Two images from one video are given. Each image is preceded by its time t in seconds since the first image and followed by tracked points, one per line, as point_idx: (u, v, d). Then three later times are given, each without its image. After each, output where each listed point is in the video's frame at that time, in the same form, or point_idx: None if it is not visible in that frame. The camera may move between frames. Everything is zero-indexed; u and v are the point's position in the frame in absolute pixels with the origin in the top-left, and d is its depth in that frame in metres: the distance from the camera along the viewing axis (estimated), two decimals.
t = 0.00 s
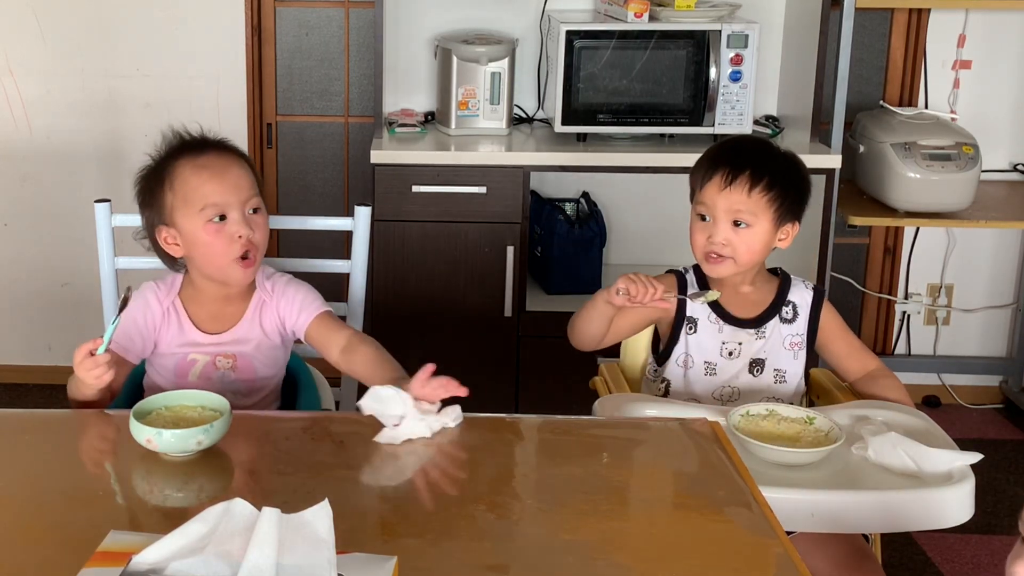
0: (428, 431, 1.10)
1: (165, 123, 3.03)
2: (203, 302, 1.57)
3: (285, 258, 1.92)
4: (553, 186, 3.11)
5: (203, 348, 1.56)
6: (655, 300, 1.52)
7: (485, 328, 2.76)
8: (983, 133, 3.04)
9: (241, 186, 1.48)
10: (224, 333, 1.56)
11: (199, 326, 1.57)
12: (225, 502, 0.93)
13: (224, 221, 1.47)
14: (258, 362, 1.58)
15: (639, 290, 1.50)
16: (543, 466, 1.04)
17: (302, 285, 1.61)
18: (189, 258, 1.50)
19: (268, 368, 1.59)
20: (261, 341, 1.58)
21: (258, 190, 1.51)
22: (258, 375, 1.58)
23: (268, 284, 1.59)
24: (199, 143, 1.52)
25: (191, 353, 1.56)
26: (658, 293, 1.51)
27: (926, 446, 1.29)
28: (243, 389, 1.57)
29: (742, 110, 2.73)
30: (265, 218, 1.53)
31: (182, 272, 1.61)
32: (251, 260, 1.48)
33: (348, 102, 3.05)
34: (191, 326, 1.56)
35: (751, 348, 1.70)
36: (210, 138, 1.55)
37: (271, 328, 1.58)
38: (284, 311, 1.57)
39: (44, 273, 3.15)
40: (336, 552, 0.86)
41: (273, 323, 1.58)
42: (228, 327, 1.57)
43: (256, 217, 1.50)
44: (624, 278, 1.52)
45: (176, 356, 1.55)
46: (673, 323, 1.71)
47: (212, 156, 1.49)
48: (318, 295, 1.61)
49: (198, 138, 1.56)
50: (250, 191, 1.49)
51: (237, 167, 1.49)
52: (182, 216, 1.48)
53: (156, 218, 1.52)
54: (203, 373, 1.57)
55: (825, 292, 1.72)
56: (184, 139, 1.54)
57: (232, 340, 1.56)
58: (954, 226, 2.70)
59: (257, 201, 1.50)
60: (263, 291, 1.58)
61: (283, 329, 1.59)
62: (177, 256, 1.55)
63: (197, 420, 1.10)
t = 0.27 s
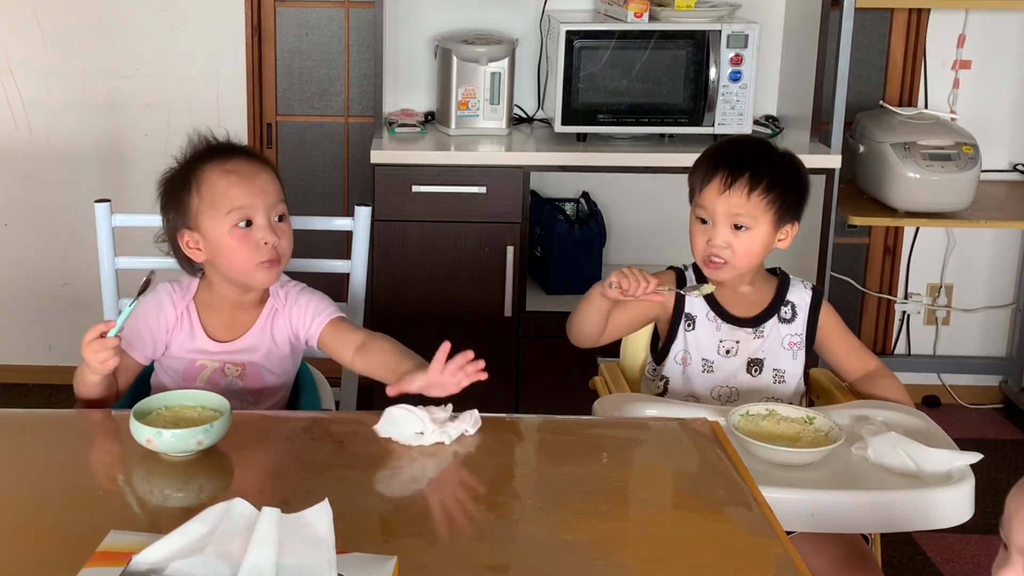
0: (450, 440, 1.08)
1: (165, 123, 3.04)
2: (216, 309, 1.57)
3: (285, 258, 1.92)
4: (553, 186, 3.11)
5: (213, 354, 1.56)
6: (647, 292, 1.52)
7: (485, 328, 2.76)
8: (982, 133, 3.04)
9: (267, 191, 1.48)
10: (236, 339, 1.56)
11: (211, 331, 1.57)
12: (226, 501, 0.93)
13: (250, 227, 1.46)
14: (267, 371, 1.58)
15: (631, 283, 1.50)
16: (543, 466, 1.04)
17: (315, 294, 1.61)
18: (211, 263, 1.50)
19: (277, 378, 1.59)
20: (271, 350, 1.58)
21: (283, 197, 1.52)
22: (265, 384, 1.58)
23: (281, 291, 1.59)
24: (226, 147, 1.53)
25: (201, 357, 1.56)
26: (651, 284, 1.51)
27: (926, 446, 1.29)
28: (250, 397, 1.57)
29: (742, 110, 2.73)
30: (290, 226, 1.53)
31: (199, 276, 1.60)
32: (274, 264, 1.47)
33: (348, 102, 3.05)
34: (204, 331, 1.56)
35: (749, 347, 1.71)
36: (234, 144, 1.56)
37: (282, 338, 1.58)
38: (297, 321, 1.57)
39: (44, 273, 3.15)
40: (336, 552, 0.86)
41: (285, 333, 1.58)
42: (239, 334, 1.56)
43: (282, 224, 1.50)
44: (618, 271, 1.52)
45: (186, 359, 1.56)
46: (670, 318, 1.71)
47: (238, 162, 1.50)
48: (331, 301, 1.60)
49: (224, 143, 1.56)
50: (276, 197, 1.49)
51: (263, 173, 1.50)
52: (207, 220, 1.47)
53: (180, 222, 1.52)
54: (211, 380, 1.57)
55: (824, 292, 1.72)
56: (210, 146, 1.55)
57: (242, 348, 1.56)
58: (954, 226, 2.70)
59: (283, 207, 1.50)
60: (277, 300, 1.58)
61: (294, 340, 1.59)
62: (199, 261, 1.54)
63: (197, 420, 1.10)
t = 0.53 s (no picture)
0: (450, 439, 1.08)
1: (165, 123, 3.04)
2: (222, 308, 1.57)
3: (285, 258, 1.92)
4: (554, 186, 3.11)
5: (218, 352, 1.56)
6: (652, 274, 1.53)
7: (485, 328, 2.76)
8: (983, 133, 3.04)
9: (277, 193, 1.48)
10: (240, 338, 1.56)
11: (216, 330, 1.57)
12: (226, 501, 0.93)
13: (260, 227, 1.46)
14: (271, 370, 1.58)
15: (635, 264, 1.52)
16: (543, 466, 1.04)
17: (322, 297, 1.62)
18: (219, 262, 1.50)
19: (280, 376, 1.59)
20: (275, 349, 1.58)
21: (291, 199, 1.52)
22: (269, 383, 1.58)
23: (289, 293, 1.59)
24: (238, 149, 1.53)
25: (205, 355, 1.56)
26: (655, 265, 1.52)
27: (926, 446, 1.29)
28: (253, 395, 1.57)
29: (742, 110, 2.73)
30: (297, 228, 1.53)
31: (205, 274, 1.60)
32: (281, 267, 1.47)
33: (348, 102, 3.05)
34: (209, 330, 1.56)
35: (746, 345, 1.71)
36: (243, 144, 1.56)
37: (287, 338, 1.59)
38: (305, 322, 1.58)
39: (44, 273, 3.15)
40: (336, 552, 0.86)
41: (291, 332, 1.59)
42: (244, 333, 1.57)
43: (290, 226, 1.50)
44: (623, 253, 1.54)
45: (190, 357, 1.56)
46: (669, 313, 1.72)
47: (250, 162, 1.50)
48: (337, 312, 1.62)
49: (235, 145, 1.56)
50: (285, 198, 1.49)
51: (274, 174, 1.50)
52: (216, 219, 1.47)
53: (189, 220, 1.51)
54: (215, 377, 1.57)
55: (823, 292, 1.73)
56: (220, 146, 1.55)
57: (247, 347, 1.57)
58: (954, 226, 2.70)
59: (291, 209, 1.50)
60: (284, 300, 1.58)
61: (299, 341, 1.59)
62: (206, 260, 1.54)
63: (197, 420, 1.10)
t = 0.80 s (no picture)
0: (450, 439, 1.08)
1: (165, 124, 3.03)
2: (218, 301, 1.57)
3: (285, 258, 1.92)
4: (554, 186, 3.11)
5: (215, 344, 1.56)
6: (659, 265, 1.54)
7: (485, 328, 2.76)
8: (983, 133, 3.04)
9: (276, 192, 1.48)
10: (238, 330, 1.57)
11: (213, 322, 1.57)
12: (226, 502, 0.93)
13: (257, 226, 1.46)
14: (268, 360, 1.58)
15: (642, 253, 1.53)
16: (543, 466, 1.04)
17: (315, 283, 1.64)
18: (215, 257, 1.50)
19: (277, 367, 1.60)
20: (272, 338, 1.59)
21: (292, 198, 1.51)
22: (266, 372, 1.58)
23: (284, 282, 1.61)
24: (239, 145, 1.53)
25: (203, 349, 1.56)
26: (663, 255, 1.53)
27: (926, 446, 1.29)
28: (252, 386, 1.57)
29: (742, 110, 2.73)
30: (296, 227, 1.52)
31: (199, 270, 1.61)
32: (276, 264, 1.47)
33: (348, 102, 3.05)
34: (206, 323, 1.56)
35: (745, 343, 1.71)
36: (245, 141, 1.55)
37: (284, 324, 1.60)
38: (302, 308, 1.59)
39: (44, 273, 3.15)
40: (336, 552, 0.86)
41: (287, 320, 1.60)
42: (241, 323, 1.57)
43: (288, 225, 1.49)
44: (631, 242, 1.55)
45: (187, 351, 1.55)
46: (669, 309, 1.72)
47: (250, 160, 1.50)
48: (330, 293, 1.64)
49: (237, 141, 1.56)
50: (285, 198, 1.48)
51: (274, 173, 1.49)
52: (214, 215, 1.47)
53: (187, 214, 1.52)
54: (212, 370, 1.57)
55: (824, 292, 1.72)
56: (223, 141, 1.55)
57: (244, 337, 1.57)
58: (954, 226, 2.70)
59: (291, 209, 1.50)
60: (280, 288, 1.60)
61: (296, 326, 1.61)
62: (204, 253, 1.54)
63: (197, 420, 1.10)
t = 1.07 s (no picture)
0: (450, 439, 1.08)
1: (165, 124, 3.03)
2: (208, 298, 1.57)
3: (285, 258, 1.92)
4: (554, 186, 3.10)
5: (207, 340, 1.56)
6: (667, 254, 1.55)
7: (485, 328, 2.76)
8: (983, 133, 3.04)
9: (251, 191, 1.46)
10: (230, 325, 1.56)
11: (204, 320, 1.57)
12: (226, 502, 0.93)
13: (231, 225, 1.45)
14: (261, 353, 1.58)
15: (656, 239, 1.54)
16: (543, 466, 1.04)
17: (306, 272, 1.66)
18: (195, 255, 1.51)
19: (271, 360, 1.60)
20: (264, 330, 1.59)
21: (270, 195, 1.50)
22: (261, 366, 1.58)
23: (275, 273, 1.63)
24: (219, 142, 1.52)
25: (195, 347, 1.55)
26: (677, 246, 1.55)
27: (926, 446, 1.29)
28: (247, 381, 1.57)
29: (742, 110, 2.73)
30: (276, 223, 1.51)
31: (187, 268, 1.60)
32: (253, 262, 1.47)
33: (348, 102, 3.05)
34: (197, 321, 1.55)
35: (745, 342, 1.71)
36: (226, 138, 1.54)
37: (276, 315, 1.60)
38: (296, 295, 1.62)
39: (44, 273, 3.15)
40: (336, 552, 0.86)
41: (280, 309, 1.61)
42: (233, 318, 1.57)
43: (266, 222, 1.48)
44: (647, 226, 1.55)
45: (180, 351, 1.55)
46: (671, 307, 1.73)
47: (226, 157, 1.48)
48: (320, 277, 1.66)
49: (221, 138, 1.55)
50: (260, 196, 1.47)
51: (249, 170, 1.48)
52: (191, 215, 1.47)
53: (168, 213, 1.52)
54: (207, 368, 1.56)
55: (826, 292, 1.72)
56: (204, 138, 1.54)
57: (237, 331, 1.57)
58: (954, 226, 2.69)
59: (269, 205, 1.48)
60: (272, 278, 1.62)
61: (289, 314, 1.62)
62: (187, 252, 1.55)
63: (198, 420, 1.10)
